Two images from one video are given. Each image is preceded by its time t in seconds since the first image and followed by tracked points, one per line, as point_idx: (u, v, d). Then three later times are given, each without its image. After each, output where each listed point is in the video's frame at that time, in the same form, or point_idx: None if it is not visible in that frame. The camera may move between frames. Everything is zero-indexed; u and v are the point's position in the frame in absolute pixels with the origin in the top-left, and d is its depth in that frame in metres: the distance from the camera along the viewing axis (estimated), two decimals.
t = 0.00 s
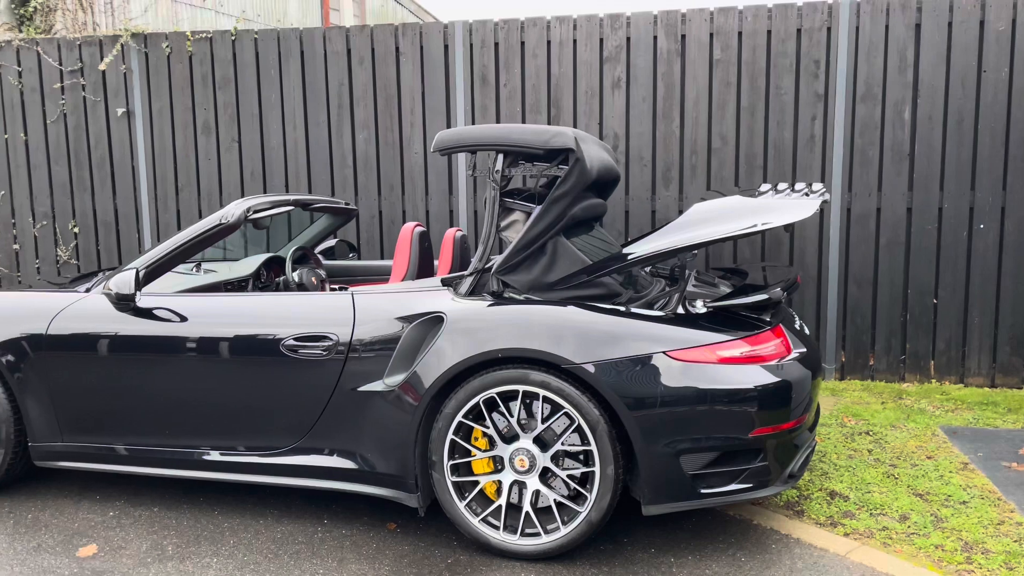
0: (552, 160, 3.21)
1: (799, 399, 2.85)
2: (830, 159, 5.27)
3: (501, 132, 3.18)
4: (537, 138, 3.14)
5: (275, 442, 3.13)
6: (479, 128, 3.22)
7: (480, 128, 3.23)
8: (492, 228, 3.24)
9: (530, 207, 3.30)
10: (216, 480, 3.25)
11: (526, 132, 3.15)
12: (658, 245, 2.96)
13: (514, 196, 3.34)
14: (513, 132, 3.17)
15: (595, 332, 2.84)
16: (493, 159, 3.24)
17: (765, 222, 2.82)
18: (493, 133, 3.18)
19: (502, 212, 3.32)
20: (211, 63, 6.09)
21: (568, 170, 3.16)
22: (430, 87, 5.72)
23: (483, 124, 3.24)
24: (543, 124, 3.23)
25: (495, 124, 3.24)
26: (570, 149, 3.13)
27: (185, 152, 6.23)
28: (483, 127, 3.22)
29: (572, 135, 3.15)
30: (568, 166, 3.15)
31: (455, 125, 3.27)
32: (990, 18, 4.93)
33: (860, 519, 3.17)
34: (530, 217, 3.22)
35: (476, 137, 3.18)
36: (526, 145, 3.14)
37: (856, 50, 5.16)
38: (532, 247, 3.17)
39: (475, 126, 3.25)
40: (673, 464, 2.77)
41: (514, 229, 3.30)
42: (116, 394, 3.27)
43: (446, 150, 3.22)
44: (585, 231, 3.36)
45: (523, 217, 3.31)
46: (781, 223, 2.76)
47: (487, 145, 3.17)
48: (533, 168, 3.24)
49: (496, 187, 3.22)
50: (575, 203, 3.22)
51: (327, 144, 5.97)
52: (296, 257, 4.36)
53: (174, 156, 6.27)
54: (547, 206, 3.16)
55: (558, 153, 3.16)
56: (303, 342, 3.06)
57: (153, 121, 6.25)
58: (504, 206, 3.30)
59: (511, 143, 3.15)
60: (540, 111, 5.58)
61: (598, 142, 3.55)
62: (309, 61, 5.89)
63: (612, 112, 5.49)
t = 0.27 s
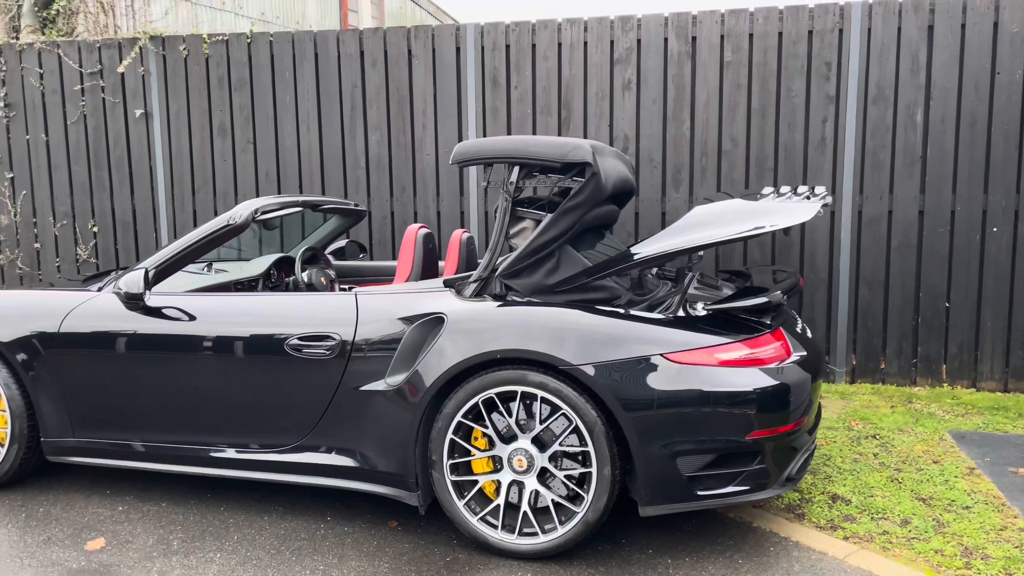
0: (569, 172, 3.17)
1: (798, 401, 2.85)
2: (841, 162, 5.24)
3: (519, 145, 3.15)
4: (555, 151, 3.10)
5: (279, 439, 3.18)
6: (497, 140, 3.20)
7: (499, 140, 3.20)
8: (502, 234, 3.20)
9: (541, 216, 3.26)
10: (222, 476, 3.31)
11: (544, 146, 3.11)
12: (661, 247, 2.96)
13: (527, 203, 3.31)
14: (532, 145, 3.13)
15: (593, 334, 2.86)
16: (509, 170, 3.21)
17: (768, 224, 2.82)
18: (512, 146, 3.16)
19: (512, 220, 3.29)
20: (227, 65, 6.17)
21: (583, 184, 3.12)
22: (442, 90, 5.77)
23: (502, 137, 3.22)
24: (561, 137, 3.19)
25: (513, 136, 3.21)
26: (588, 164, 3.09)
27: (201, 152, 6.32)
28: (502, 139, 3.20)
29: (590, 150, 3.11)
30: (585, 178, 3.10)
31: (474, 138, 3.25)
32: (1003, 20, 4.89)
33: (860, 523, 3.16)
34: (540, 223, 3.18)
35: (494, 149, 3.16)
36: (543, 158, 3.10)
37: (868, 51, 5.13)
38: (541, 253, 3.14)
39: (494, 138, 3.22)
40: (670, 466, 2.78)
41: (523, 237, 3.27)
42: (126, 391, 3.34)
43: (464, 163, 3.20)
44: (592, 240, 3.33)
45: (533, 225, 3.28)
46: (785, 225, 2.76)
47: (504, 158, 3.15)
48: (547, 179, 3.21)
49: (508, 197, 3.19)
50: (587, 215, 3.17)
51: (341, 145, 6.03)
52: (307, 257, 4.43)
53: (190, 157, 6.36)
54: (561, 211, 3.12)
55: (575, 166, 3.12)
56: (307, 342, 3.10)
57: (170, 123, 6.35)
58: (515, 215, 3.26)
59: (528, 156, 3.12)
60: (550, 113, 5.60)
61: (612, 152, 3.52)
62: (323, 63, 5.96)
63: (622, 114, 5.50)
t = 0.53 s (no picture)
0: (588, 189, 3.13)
1: (797, 404, 2.84)
2: (855, 163, 5.20)
3: (540, 162, 3.13)
4: (576, 169, 3.07)
5: (282, 437, 3.22)
6: (520, 155, 3.18)
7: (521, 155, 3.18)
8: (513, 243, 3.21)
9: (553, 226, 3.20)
10: (227, 472, 3.35)
11: (565, 163, 3.09)
12: (664, 247, 2.93)
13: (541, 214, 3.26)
14: (552, 162, 3.11)
15: (592, 335, 2.87)
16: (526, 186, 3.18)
17: (774, 226, 2.79)
18: (533, 163, 3.14)
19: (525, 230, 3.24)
20: (244, 66, 6.25)
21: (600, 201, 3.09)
22: (455, 91, 5.80)
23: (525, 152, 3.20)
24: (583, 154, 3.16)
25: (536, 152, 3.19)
26: (607, 182, 3.05)
27: (218, 153, 6.40)
28: (524, 155, 3.18)
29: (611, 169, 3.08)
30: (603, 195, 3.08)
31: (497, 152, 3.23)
32: (1021, 19, 4.82)
33: (863, 528, 3.14)
34: (551, 234, 3.17)
35: (516, 165, 3.14)
36: (563, 175, 3.08)
37: (883, 52, 5.08)
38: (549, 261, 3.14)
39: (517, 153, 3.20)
40: (667, 468, 2.78)
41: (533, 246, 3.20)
42: (134, 388, 3.40)
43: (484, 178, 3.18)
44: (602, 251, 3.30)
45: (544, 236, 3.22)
46: (791, 227, 2.73)
47: (525, 175, 3.12)
48: (562, 194, 3.15)
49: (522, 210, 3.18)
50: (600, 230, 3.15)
51: (355, 146, 6.08)
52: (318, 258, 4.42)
53: (207, 157, 6.44)
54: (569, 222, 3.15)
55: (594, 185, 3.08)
56: (311, 341, 3.14)
57: (188, 123, 6.43)
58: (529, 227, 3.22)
59: (548, 174, 3.10)
60: (562, 113, 5.61)
61: (632, 164, 3.47)
62: (338, 64, 6.02)
63: (634, 115, 5.50)
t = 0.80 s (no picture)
0: (603, 205, 3.09)
1: (799, 408, 2.81)
2: (872, 164, 5.13)
3: (557, 176, 3.09)
4: (592, 185, 3.04)
5: (285, 434, 3.26)
6: (538, 169, 3.16)
7: (540, 169, 3.16)
8: (521, 252, 3.23)
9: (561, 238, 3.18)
10: (233, 469, 3.40)
11: (582, 179, 3.05)
12: (668, 247, 2.91)
13: (553, 224, 3.23)
14: (570, 178, 3.08)
15: (590, 336, 2.86)
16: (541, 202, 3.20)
17: (780, 226, 2.78)
18: (550, 177, 3.11)
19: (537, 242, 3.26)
20: (263, 67, 6.31)
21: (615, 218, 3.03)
22: (470, 91, 5.82)
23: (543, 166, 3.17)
24: (601, 169, 3.12)
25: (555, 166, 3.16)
26: (623, 200, 3.00)
27: (237, 152, 6.47)
28: (543, 169, 3.15)
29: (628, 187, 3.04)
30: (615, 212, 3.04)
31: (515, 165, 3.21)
32: None
33: (867, 534, 3.10)
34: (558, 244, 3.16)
35: (533, 179, 3.11)
36: (579, 192, 3.05)
37: (902, 51, 5.01)
38: (555, 269, 3.11)
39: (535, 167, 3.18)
40: (665, 470, 2.77)
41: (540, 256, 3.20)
42: (143, 385, 3.45)
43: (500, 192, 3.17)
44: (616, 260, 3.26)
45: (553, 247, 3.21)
46: (797, 227, 2.72)
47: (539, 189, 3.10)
48: (574, 209, 3.15)
49: (532, 222, 3.20)
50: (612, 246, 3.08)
51: (370, 146, 6.13)
52: (329, 257, 4.43)
53: (227, 156, 6.52)
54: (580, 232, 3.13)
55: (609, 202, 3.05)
56: (314, 340, 3.17)
57: (208, 123, 6.52)
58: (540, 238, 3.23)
59: (564, 189, 3.06)
60: (577, 114, 5.61)
61: (653, 179, 3.42)
62: (354, 65, 6.07)
63: (648, 115, 5.47)
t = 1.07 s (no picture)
0: (610, 220, 3.11)
1: (792, 407, 2.79)
2: (880, 163, 5.08)
3: (565, 191, 3.11)
4: (599, 201, 3.05)
5: (282, 429, 3.28)
6: (546, 184, 3.17)
7: (547, 183, 3.17)
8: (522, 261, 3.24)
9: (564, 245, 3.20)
10: (230, 463, 3.43)
11: (589, 195, 3.07)
12: (664, 242, 2.87)
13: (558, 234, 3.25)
14: (577, 193, 3.09)
15: (582, 333, 2.85)
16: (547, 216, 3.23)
17: (778, 223, 2.74)
18: (556, 193, 3.13)
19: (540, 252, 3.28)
20: (272, 65, 6.36)
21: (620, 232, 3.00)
22: (477, 90, 5.84)
23: (550, 180, 3.18)
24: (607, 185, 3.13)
25: (562, 180, 3.17)
26: (629, 216, 2.98)
27: (246, 150, 6.52)
28: (548, 184, 3.17)
29: (636, 202, 3.04)
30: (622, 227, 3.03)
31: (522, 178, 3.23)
32: None
33: (863, 534, 3.07)
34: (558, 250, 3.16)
35: (540, 194, 3.13)
36: (586, 207, 3.07)
37: (910, 49, 4.96)
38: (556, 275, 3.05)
39: (543, 180, 3.19)
40: (655, 468, 2.76)
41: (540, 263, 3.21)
42: (143, 379, 3.49)
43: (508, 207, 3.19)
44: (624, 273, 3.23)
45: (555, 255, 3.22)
46: (795, 225, 2.69)
47: (546, 205, 3.12)
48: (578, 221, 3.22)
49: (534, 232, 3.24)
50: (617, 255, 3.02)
51: (378, 144, 6.16)
52: (330, 254, 4.36)
53: (236, 154, 6.57)
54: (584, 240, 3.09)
55: (617, 217, 3.05)
56: (309, 335, 3.19)
57: (218, 121, 6.57)
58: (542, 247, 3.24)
59: (571, 206, 3.09)
60: (583, 112, 5.61)
61: (664, 192, 3.38)
62: (362, 63, 6.10)
63: (654, 113, 5.46)
